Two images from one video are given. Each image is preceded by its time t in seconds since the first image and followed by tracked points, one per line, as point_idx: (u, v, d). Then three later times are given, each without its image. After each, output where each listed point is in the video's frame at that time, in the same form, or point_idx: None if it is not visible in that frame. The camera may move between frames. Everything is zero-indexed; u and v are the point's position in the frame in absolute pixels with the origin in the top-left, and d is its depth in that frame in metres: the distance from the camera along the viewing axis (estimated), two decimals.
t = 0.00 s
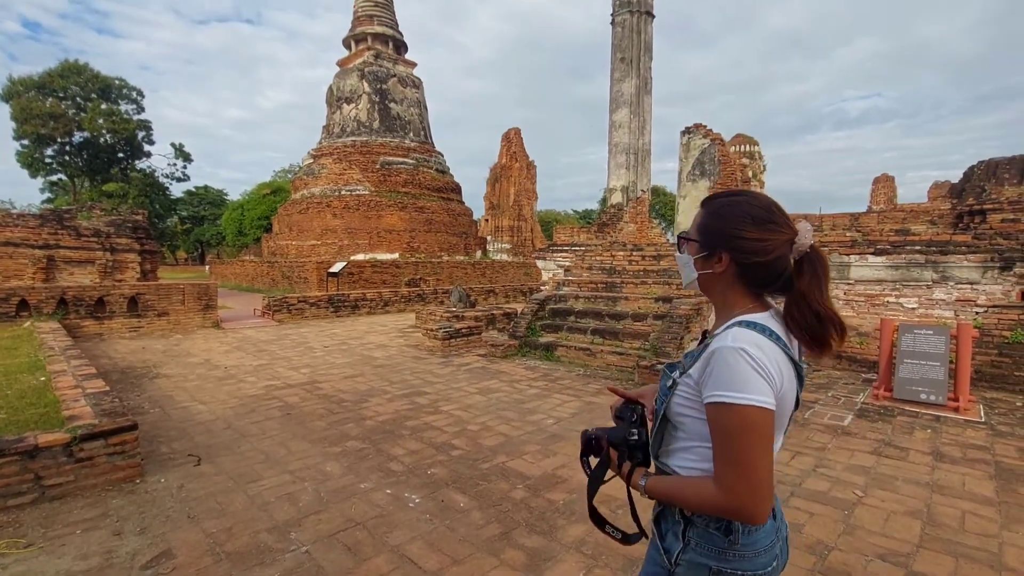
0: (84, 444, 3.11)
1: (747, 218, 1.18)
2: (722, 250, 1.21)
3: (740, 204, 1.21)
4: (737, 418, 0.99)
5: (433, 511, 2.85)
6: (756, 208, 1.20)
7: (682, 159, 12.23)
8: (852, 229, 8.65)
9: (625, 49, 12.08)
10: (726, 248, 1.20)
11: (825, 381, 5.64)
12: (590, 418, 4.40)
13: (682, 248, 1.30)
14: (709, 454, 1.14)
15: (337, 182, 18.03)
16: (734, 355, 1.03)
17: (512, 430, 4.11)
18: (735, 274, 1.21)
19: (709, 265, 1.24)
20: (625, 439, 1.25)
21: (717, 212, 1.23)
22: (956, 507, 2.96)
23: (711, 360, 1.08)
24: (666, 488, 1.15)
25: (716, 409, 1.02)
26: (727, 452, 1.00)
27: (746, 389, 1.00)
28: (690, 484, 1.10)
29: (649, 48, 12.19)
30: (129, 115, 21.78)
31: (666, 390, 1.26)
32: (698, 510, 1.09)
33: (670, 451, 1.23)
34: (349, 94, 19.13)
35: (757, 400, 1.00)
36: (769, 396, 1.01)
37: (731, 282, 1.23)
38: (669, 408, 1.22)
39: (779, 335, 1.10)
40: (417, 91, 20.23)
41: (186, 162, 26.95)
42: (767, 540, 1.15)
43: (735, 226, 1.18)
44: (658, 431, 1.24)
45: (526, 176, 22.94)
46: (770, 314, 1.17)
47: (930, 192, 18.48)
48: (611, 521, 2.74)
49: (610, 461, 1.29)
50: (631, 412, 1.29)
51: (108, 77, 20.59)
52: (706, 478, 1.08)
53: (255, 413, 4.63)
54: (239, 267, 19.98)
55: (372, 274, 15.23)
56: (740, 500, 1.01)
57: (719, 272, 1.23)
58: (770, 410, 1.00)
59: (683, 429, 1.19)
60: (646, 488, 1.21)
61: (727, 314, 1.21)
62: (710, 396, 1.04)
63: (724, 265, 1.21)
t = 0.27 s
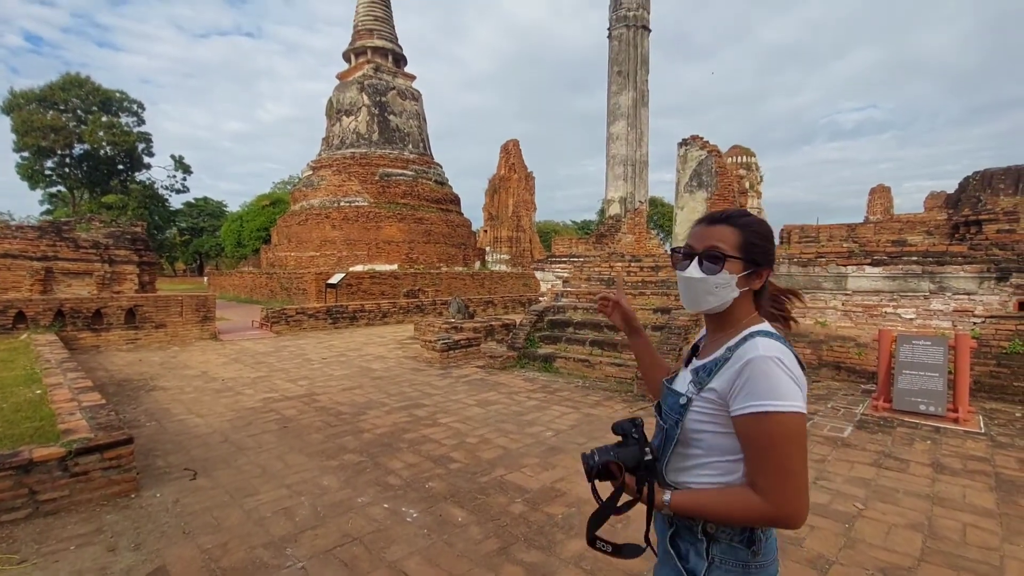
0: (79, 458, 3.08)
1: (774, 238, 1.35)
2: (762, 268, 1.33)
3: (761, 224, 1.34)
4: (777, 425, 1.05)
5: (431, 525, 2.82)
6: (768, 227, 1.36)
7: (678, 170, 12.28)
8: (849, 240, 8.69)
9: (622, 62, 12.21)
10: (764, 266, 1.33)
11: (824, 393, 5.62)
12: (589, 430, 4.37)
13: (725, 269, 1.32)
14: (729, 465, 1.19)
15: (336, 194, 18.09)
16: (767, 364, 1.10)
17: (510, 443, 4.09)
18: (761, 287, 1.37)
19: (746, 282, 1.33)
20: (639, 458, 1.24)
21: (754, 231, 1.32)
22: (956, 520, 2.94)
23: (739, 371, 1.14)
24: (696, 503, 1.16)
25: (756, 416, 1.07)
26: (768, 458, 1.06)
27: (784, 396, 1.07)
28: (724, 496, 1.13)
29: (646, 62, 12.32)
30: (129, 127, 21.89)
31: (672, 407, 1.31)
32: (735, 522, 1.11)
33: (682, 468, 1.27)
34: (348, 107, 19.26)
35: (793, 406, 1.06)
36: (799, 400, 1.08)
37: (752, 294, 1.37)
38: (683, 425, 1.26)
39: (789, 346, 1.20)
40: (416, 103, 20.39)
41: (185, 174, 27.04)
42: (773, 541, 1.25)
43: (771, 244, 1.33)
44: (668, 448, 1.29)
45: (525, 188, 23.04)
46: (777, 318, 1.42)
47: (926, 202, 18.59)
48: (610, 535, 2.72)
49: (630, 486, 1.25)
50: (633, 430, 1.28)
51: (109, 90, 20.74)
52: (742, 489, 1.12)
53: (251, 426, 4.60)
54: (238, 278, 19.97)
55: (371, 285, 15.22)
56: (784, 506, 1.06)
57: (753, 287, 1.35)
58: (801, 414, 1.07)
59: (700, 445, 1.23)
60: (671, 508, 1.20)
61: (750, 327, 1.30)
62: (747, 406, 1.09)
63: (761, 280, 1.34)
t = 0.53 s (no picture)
0: (75, 473, 3.06)
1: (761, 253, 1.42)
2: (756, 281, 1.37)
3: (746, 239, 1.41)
4: (811, 427, 1.10)
5: (430, 540, 2.79)
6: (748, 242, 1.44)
7: (677, 182, 12.38)
8: (847, 250, 8.74)
9: (619, 75, 12.35)
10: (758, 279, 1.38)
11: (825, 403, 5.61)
12: (590, 442, 4.36)
13: (730, 284, 1.33)
14: (751, 474, 1.21)
15: (336, 205, 18.15)
16: (789, 369, 1.15)
17: (510, 455, 4.06)
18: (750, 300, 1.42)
19: (743, 296, 1.37)
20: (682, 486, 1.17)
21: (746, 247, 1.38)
22: (960, 532, 2.92)
23: (761, 380, 1.16)
24: (752, 521, 1.13)
25: (790, 422, 1.11)
26: (806, 461, 1.10)
27: (809, 398, 1.12)
28: (767, 506, 1.14)
29: (643, 74, 12.46)
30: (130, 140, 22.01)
31: (684, 424, 1.28)
32: (785, 531, 1.12)
33: (704, 484, 1.26)
34: (348, 119, 19.41)
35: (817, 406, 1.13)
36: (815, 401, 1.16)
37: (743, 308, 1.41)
38: (700, 441, 1.24)
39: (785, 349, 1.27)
40: (416, 116, 20.55)
41: (186, 186, 27.15)
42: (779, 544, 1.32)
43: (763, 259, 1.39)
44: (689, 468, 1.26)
45: (524, 199, 23.15)
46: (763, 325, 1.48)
47: (923, 212, 18.65)
48: (611, 549, 2.70)
49: (685, 527, 1.12)
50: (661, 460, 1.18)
51: (110, 103, 20.89)
52: (783, 495, 1.14)
53: (250, 440, 4.57)
54: (237, 290, 19.96)
55: (370, 297, 15.22)
56: (832, 504, 1.10)
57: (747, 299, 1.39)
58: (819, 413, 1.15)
59: (723, 459, 1.23)
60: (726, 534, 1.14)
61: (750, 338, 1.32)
62: (779, 414, 1.12)
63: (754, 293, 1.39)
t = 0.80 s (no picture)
0: (71, 490, 3.03)
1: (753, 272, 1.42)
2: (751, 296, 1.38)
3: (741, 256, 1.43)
4: (824, 440, 1.12)
5: (430, 559, 2.76)
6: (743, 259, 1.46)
7: (675, 195, 12.47)
8: (846, 262, 8.77)
9: (617, 90, 12.49)
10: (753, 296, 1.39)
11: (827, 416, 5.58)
12: (591, 457, 4.33)
13: (724, 297, 1.32)
14: (762, 490, 1.21)
15: (336, 219, 18.21)
16: (796, 385, 1.17)
17: (510, 471, 4.03)
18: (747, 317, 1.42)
19: (736, 311, 1.37)
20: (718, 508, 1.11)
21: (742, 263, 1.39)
22: (965, 548, 2.89)
23: (772, 397, 1.16)
24: (783, 539, 1.11)
25: (803, 437, 1.12)
26: (823, 473, 1.11)
27: (819, 412, 1.14)
28: (789, 521, 1.14)
29: (640, 89, 12.59)
30: (132, 154, 22.14)
31: (692, 444, 1.25)
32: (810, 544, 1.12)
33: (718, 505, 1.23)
34: (349, 134, 19.56)
35: (826, 419, 1.15)
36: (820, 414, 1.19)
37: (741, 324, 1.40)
38: (711, 460, 1.23)
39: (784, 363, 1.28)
40: (416, 130, 20.71)
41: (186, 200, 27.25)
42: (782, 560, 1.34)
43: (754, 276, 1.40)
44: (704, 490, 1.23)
45: (523, 212, 23.24)
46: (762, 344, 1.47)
47: (921, 223, 18.73)
48: (613, 567, 2.67)
49: (724, 554, 1.06)
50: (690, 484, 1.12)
51: (112, 118, 21.06)
52: (804, 509, 1.14)
53: (248, 456, 4.53)
54: (236, 303, 19.94)
55: (369, 310, 15.19)
56: (848, 513, 1.12)
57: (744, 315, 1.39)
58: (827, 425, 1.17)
59: (735, 477, 1.22)
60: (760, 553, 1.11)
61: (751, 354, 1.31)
62: (792, 430, 1.13)
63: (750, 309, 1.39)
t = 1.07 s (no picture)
0: (67, 510, 3.00)
1: (753, 293, 1.32)
2: (729, 316, 1.32)
3: (745, 278, 1.34)
4: (820, 477, 1.08)
5: None
6: (755, 280, 1.34)
7: (674, 211, 12.52)
8: (845, 277, 8.77)
9: (615, 107, 12.63)
10: (733, 316, 1.32)
11: (829, 433, 5.54)
12: (592, 474, 4.29)
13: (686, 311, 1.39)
14: (756, 519, 1.19)
15: (336, 234, 18.27)
16: (797, 418, 1.12)
17: (510, 489, 3.99)
18: (736, 339, 1.34)
19: (712, 330, 1.35)
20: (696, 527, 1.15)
21: (726, 283, 1.34)
22: (972, 567, 2.85)
23: (767, 428, 1.14)
24: (765, 566, 1.12)
25: (797, 472, 1.09)
26: (818, 509, 1.08)
27: (818, 448, 1.10)
28: (783, 553, 1.12)
29: (638, 106, 12.74)
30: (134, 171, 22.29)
31: (687, 465, 1.26)
32: None
33: (712, 528, 1.23)
34: (350, 150, 19.73)
35: (826, 455, 1.11)
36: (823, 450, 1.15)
37: (732, 347, 1.34)
38: (706, 484, 1.22)
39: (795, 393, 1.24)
40: (416, 146, 20.89)
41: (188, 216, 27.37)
42: None
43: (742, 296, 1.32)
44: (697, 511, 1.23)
45: (523, 226, 23.34)
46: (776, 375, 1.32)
47: (919, 237, 18.80)
48: None
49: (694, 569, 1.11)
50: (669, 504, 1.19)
51: (115, 136, 21.26)
52: (796, 542, 1.12)
53: (246, 474, 4.49)
54: (236, 319, 19.91)
55: (369, 325, 15.17)
56: (843, 554, 1.08)
57: (722, 336, 1.34)
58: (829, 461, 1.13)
59: (729, 504, 1.20)
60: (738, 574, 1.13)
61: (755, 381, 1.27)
62: (787, 463, 1.10)
63: (730, 329, 1.33)
